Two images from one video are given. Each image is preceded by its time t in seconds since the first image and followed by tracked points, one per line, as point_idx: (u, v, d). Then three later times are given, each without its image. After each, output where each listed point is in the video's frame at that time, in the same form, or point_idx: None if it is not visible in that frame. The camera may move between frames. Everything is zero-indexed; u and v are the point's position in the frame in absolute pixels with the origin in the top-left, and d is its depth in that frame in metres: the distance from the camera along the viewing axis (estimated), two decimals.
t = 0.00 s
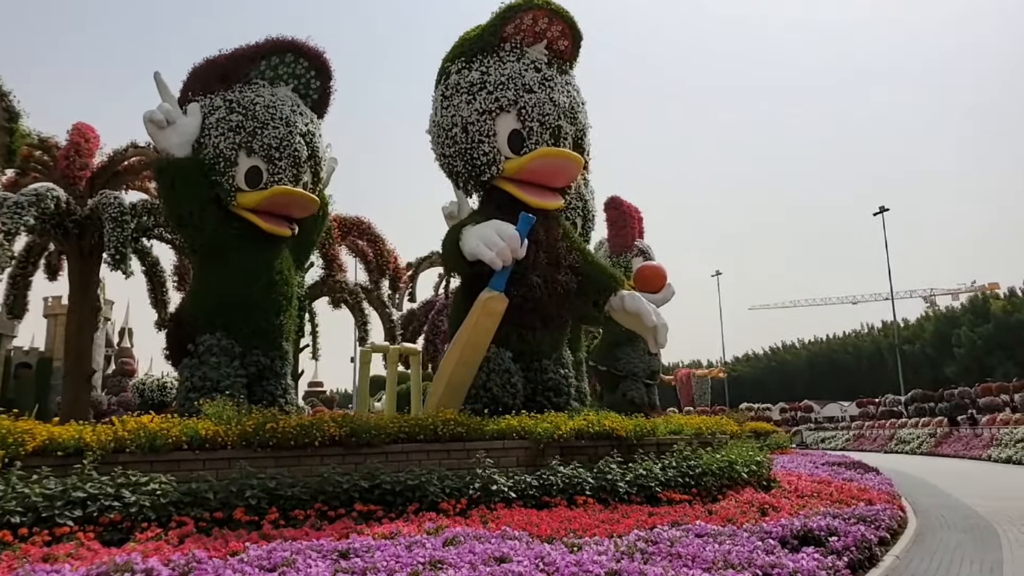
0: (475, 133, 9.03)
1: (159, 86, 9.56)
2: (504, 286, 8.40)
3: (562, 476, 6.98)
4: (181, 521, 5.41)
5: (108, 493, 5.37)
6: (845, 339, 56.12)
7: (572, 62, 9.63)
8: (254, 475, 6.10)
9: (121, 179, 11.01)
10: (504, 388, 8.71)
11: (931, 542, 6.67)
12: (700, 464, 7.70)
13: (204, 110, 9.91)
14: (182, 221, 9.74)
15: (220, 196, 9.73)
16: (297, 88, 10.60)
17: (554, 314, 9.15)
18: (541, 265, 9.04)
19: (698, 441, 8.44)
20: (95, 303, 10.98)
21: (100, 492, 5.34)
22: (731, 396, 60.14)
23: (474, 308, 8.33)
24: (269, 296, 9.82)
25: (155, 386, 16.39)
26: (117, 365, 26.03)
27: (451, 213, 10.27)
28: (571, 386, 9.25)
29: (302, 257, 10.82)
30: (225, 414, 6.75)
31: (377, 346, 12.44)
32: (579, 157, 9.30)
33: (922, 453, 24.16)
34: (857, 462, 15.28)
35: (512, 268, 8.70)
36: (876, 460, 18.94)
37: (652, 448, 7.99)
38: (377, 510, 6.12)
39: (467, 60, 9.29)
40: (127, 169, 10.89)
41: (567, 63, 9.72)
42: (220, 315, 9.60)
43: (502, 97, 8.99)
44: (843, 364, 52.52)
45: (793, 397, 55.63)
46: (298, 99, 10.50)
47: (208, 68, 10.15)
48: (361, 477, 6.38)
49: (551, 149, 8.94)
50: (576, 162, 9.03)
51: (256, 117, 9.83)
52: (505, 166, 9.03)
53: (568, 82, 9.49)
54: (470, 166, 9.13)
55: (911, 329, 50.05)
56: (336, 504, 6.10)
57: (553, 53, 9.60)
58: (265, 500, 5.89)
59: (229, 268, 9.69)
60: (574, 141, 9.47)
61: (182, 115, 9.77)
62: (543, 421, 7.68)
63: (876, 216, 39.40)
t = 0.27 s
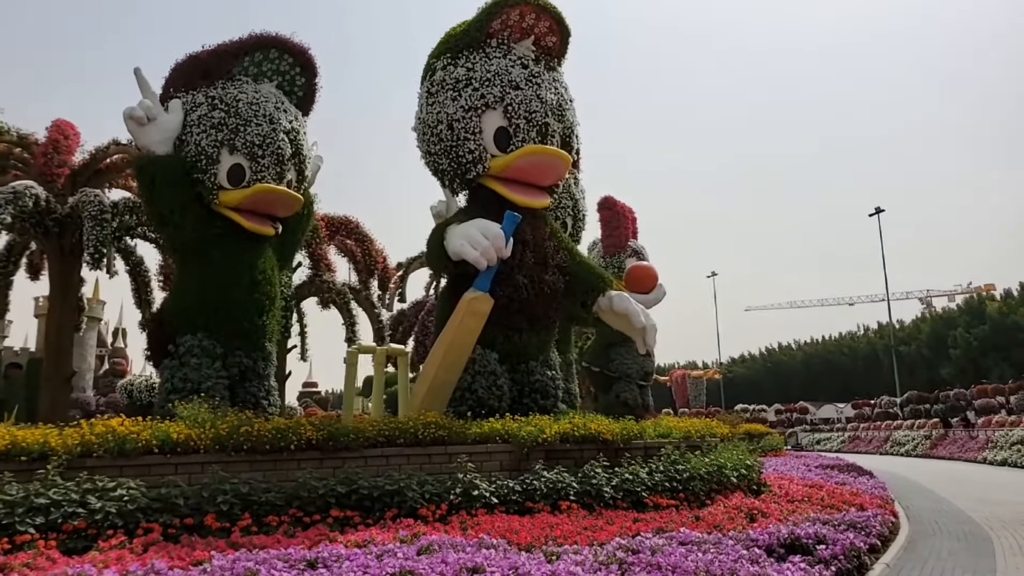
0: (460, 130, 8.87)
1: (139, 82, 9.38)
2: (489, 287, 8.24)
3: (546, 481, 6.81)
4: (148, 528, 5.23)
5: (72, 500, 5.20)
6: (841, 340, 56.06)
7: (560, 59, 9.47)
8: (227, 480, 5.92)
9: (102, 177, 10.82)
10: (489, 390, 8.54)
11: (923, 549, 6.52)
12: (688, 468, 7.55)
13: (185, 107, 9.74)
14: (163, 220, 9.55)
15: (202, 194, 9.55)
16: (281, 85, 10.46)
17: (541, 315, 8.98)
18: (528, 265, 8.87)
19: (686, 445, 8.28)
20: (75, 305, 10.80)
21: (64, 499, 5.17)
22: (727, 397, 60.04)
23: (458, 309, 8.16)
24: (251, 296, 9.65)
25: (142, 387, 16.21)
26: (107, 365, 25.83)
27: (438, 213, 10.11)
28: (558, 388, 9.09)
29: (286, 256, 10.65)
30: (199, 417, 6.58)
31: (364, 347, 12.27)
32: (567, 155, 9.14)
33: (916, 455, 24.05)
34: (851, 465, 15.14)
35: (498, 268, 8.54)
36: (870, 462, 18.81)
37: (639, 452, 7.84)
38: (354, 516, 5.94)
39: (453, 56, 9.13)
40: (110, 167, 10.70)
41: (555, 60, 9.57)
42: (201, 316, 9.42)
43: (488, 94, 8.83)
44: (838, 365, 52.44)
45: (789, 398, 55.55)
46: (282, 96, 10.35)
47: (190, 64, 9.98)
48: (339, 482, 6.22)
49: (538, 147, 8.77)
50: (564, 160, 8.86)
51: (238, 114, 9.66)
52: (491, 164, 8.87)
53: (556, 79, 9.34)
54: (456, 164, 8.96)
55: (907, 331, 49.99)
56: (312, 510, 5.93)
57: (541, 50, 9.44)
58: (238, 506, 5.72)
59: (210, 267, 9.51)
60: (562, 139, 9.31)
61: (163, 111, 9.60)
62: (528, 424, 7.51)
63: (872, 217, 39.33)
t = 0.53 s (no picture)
0: (450, 123, 8.72)
1: (125, 74, 9.20)
2: (478, 283, 8.08)
3: (534, 482, 6.65)
4: (121, 528, 5.06)
5: (41, 501, 5.04)
6: (838, 341, 55.96)
7: (553, 52, 9.32)
8: (206, 480, 5.76)
9: (87, 172, 10.67)
10: (479, 389, 8.38)
11: (919, 551, 6.37)
12: (680, 468, 7.40)
13: (172, 100, 9.58)
14: (148, 215, 9.38)
15: (188, 189, 9.39)
16: (270, 78, 10.33)
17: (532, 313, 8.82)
18: (519, 262, 8.72)
19: (679, 445, 8.13)
20: (60, 301, 10.60)
21: (34, 499, 5.01)
22: (724, 398, 59.94)
23: (446, 305, 8.00)
24: (238, 293, 9.49)
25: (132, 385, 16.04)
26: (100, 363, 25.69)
27: (429, 209, 9.95)
28: (549, 387, 8.93)
29: (275, 253, 10.48)
30: (179, 415, 6.42)
31: (355, 345, 12.11)
32: (559, 149, 8.98)
33: (914, 456, 23.93)
34: (848, 466, 14.99)
35: (488, 264, 8.38)
36: (867, 463, 18.68)
37: (631, 452, 7.69)
38: (336, 517, 5.79)
39: (443, 48, 8.98)
40: (96, 161, 10.66)
41: (548, 53, 9.42)
42: (186, 313, 9.26)
43: (478, 87, 8.68)
44: (836, 366, 52.35)
45: (786, 399, 55.45)
46: (271, 89, 10.21)
47: (177, 56, 9.83)
48: (321, 482, 6.06)
49: (530, 141, 8.61)
50: (556, 154, 8.71)
51: (225, 107, 9.51)
52: (482, 159, 8.71)
53: (548, 73, 9.19)
54: (446, 158, 8.81)
55: (905, 332, 49.90)
56: (293, 511, 5.77)
57: (533, 43, 9.29)
58: (216, 506, 5.55)
59: (196, 263, 9.35)
60: (554, 134, 9.16)
61: (148, 104, 9.44)
62: (517, 423, 7.36)
63: (870, 217, 39.25)
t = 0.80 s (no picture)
0: (438, 118, 8.55)
1: (107, 68, 9.01)
2: (466, 280, 7.92)
3: (521, 483, 6.50)
4: (91, 532, 4.91)
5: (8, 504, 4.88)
6: (836, 341, 55.85)
7: (544, 46, 9.16)
8: (182, 482, 5.60)
9: (72, 168, 10.49)
10: (468, 389, 8.22)
11: (915, 554, 6.22)
12: (671, 470, 7.24)
13: (156, 95, 9.41)
14: (131, 212, 9.21)
15: (172, 185, 9.22)
16: (256, 72, 10.17)
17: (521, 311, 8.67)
18: (508, 259, 8.56)
19: (671, 445, 7.97)
20: (44, 299, 10.45)
21: None
22: (722, 398, 59.82)
23: (433, 303, 7.85)
24: (223, 292, 9.32)
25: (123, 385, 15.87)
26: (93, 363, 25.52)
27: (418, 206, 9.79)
28: (540, 387, 8.76)
29: (262, 251, 10.31)
30: (157, 415, 6.26)
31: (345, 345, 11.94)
32: (550, 145, 8.81)
33: (911, 456, 23.80)
34: (846, 466, 14.83)
35: (476, 261, 8.22)
36: (865, 463, 18.53)
37: (621, 453, 7.54)
38: (316, 520, 5.62)
39: (432, 42, 8.82)
40: (80, 158, 10.42)
41: (539, 47, 9.26)
42: (170, 311, 9.08)
43: (467, 81, 8.52)
44: (833, 366, 52.24)
45: (783, 399, 55.34)
46: (257, 84, 10.06)
47: (162, 50, 9.67)
48: (301, 484, 5.90)
49: (519, 136, 8.45)
50: (546, 150, 8.54)
51: (211, 102, 9.34)
52: (471, 154, 8.55)
53: (538, 67, 9.03)
54: (434, 154, 8.65)
55: (902, 332, 49.80)
56: (271, 514, 5.61)
57: (524, 37, 9.13)
58: (191, 509, 5.39)
59: (180, 261, 9.17)
60: (545, 129, 9.00)
61: (132, 99, 9.26)
62: (505, 424, 7.20)
63: (867, 217, 39.14)
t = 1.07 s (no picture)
0: (424, 113, 8.43)
1: (88, 63, 8.86)
2: (451, 277, 7.79)
3: (505, 483, 6.37)
4: (59, 534, 4.78)
5: None
6: (833, 341, 55.78)
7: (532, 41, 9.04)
8: (156, 483, 5.46)
9: (56, 165, 10.38)
10: (454, 387, 8.09)
11: (907, 554, 6.10)
12: (659, 469, 7.12)
13: (139, 90, 9.27)
14: (113, 209, 9.07)
15: (155, 182, 9.08)
16: (241, 68, 10.06)
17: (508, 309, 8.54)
18: (496, 256, 8.43)
19: (660, 444, 7.85)
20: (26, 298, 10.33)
21: None
22: (719, 398, 59.73)
23: (418, 300, 7.72)
24: (208, 290, 9.19)
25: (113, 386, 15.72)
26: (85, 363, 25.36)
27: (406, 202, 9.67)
28: (528, 385, 8.63)
29: (248, 248, 10.18)
30: (133, 414, 6.13)
31: (334, 344, 11.80)
32: (538, 140, 8.70)
33: (907, 456, 23.70)
34: (841, 466, 14.71)
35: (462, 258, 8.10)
36: (861, 463, 18.41)
37: (609, 452, 7.42)
38: (293, 521, 5.49)
39: (418, 36, 8.70)
40: (63, 155, 10.31)
41: (526, 42, 9.14)
42: (153, 309, 8.95)
43: (453, 75, 8.39)
44: (830, 365, 52.17)
45: (780, 399, 55.27)
46: (243, 80, 9.94)
47: (145, 45, 9.53)
48: (279, 484, 5.77)
49: (506, 131, 8.32)
50: (534, 145, 8.42)
51: (194, 97, 9.21)
52: (457, 150, 8.42)
53: (526, 61, 8.91)
54: (420, 149, 8.52)
55: (899, 331, 49.74)
56: (247, 515, 5.47)
57: (511, 31, 9.01)
58: (165, 510, 5.26)
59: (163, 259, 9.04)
60: (533, 125, 8.88)
61: (114, 94, 9.12)
62: (490, 423, 7.07)
63: (864, 216, 39.08)
